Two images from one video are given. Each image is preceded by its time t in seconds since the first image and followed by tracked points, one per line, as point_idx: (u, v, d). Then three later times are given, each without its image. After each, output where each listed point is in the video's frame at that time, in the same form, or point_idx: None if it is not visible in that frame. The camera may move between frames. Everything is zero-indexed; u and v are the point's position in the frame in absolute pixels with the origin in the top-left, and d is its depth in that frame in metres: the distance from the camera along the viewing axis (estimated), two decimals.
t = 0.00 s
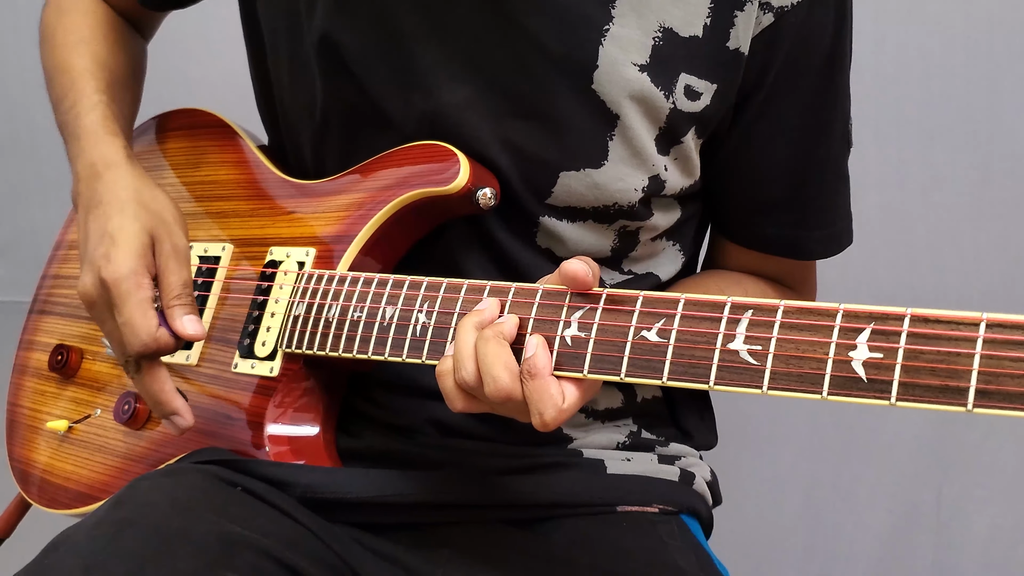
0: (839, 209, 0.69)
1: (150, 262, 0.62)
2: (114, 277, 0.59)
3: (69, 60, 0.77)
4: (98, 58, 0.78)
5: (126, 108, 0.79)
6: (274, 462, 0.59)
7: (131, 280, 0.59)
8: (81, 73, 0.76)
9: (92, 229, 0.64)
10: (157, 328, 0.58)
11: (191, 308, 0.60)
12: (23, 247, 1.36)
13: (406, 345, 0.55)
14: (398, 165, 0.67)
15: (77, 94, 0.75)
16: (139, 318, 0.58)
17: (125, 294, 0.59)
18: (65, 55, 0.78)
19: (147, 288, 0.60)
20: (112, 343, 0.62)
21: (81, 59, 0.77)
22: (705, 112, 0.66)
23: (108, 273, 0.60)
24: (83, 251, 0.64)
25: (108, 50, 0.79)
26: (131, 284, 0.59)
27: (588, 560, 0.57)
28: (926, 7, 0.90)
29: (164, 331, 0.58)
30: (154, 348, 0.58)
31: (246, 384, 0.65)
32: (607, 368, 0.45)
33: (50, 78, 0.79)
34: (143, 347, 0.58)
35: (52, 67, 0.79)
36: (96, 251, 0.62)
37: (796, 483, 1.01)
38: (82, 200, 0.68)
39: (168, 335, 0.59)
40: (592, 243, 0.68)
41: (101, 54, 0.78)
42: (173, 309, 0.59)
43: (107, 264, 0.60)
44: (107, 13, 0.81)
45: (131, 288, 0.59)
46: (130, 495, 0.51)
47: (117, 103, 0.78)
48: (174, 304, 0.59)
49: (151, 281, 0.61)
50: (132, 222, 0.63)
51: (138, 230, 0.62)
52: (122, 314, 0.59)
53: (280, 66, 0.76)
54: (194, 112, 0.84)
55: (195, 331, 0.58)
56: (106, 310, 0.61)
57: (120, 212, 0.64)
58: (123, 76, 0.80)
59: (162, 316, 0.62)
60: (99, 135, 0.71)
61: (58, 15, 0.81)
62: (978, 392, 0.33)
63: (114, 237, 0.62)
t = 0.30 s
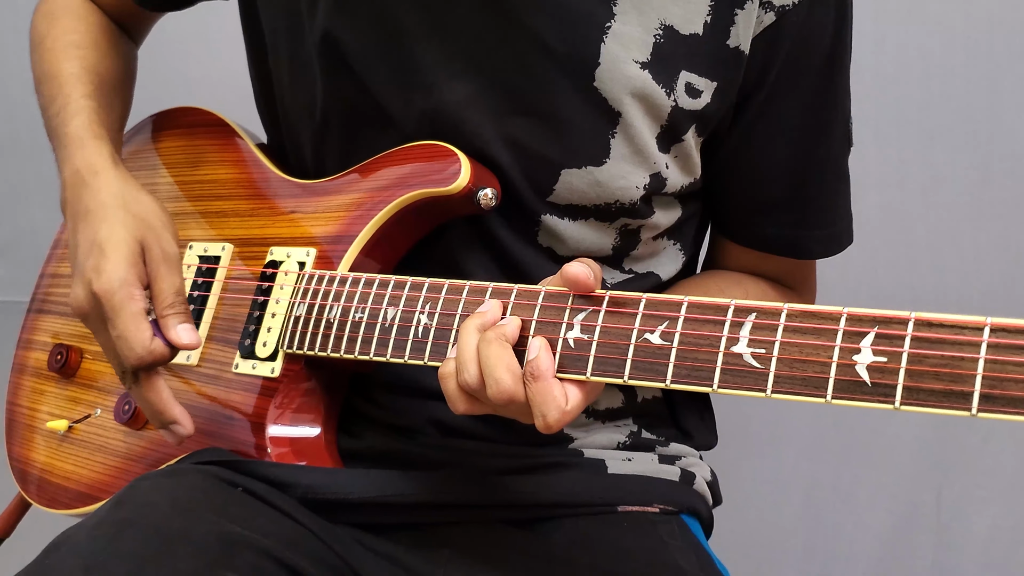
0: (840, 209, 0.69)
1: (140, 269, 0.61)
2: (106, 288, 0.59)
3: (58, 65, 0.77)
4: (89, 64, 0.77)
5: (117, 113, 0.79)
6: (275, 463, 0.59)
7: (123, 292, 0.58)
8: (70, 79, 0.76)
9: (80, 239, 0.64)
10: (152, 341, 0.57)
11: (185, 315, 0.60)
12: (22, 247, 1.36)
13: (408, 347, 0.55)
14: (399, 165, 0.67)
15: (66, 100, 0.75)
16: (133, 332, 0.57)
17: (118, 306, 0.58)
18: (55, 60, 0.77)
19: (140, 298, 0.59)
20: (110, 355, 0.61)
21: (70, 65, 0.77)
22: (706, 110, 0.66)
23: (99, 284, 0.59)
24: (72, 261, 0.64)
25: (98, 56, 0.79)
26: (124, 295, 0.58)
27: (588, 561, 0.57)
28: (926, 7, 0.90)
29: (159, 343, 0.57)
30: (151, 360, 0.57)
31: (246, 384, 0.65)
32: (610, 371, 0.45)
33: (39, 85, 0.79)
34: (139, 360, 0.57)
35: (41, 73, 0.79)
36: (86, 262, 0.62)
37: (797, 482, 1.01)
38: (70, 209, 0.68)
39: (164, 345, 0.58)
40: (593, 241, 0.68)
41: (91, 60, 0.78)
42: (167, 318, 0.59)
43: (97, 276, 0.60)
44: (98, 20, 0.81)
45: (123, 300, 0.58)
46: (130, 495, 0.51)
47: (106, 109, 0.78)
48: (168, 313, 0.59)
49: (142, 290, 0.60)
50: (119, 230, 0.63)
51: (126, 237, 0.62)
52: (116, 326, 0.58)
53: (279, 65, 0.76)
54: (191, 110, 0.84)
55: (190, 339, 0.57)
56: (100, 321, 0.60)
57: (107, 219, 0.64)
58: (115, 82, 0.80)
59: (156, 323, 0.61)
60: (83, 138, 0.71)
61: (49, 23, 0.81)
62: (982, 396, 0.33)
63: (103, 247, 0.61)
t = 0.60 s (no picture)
0: (841, 208, 0.69)
1: (114, 264, 0.61)
2: (80, 285, 0.59)
3: (45, 62, 0.77)
4: (79, 64, 0.77)
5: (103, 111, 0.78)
6: (275, 463, 0.59)
7: (97, 288, 0.58)
8: (55, 75, 0.75)
9: (55, 234, 0.64)
10: (129, 336, 0.57)
11: (162, 310, 0.60)
12: (21, 246, 1.35)
13: (409, 348, 0.55)
14: (399, 164, 0.67)
15: (47, 95, 0.74)
16: (108, 328, 0.57)
17: (92, 303, 0.58)
18: (42, 57, 0.77)
19: (114, 294, 0.59)
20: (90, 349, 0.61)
21: (57, 62, 0.76)
22: (706, 108, 0.66)
23: (72, 282, 0.59)
24: (47, 256, 0.64)
25: (87, 55, 0.78)
26: (96, 291, 0.58)
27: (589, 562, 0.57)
28: (926, 7, 0.89)
29: (135, 338, 0.57)
30: (127, 358, 0.57)
31: (246, 384, 0.65)
32: (612, 375, 0.45)
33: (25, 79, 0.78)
34: (116, 356, 0.57)
35: (28, 68, 0.78)
36: (59, 257, 0.62)
37: (797, 482, 1.02)
38: (45, 203, 0.68)
39: (140, 340, 0.58)
40: (594, 239, 0.68)
41: (82, 59, 0.78)
42: (144, 313, 0.59)
43: (71, 271, 0.60)
44: (90, 19, 0.81)
45: (97, 297, 0.58)
46: (130, 494, 0.51)
47: (89, 107, 0.77)
48: (145, 308, 0.59)
49: (116, 285, 0.60)
50: (93, 226, 0.62)
51: (99, 233, 0.62)
52: (90, 324, 0.58)
53: (279, 64, 0.76)
54: (188, 107, 0.83)
55: (167, 334, 0.57)
56: (77, 316, 0.60)
57: (80, 215, 0.63)
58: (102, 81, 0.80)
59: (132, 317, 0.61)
60: (60, 132, 0.71)
61: (40, 19, 0.81)
62: (985, 403, 0.33)
63: (77, 243, 0.61)
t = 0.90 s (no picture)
0: (841, 207, 0.69)
1: (123, 269, 0.61)
2: (89, 291, 0.58)
3: (48, 66, 0.77)
4: (78, 65, 0.77)
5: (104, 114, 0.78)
6: (276, 464, 0.59)
7: (106, 293, 0.58)
8: (58, 80, 0.75)
9: (61, 240, 0.64)
10: (140, 339, 0.57)
11: (171, 315, 0.60)
12: (21, 246, 1.35)
13: (410, 350, 0.55)
14: (399, 164, 0.66)
15: (51, 100, 0.74)
16: (117, 333, 0.57)
17: (101, 309, 0.58)
18: (45, 61, 0.77)
19: (123, 299, 0.59)
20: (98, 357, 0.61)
21: (59, 66, 0.76)
22: (706, 107, 0.66)
23: (81, 287, 0.59)
24: (53, 262, 0.64)
25: (89, 59, 0.78)
26: (106, 297, 0.58)
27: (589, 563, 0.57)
28: (926, 7, 0.89)
29: (145, 342, 0.57)
30: (138, 361, 0.58)
31: (246, 385, 0.65)
32: (614, 378, 0.45)
33: (28, 84, 0.78)
34: (126, 361, 0.57)
35: (31, 72, 0.78)
36: (66, 263, 0.61)
37: (797, 482, 1.02)
38: (51, 210, 0.67)
39: (150, 343, 0.58)
40: (594, 239, 0.68)
41: (81, 60, 0.78)
42: (153, 317, 0.59)
43: (78, 278, 0.59)
44: (92, 24, 0.81)
45: (106, 302, 0.58)
46: (130, 495, 0.51)
47: (92, 112, 0.77)
48: (155, 313, 0.60)
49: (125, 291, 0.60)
50: (100, 231, 0.62)
51: (106, 238, 0.62)
52: (100, 329, 0.58)
53: (278, 62, 0.75)
54: (187, 106, 0.83)
55: (177, 338, 0.58)
56: (86, 322, 0.60)
57: (87, 221, 0.63)
58: (104, 85, 0.79)
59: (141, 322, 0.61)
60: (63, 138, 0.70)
61: (43, 24, 0.81)
62: (988, 409, 0.33)
63: (84, 249, 0.61)
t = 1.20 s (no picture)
0: (841, 206, 0.69)
1: (128, 273, 0.61)
2: (95, 294, 0.58)
3: (50, 68, 0.76)
4: (79, 68, 0.77)
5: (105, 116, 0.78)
6: (277, 464, 0.59)
7: (111, 297, 0.58)
8: (61, 83, 0.75)
9: (67, 244, 0.64)
10: (144, 344, 0.57)
11: (176, 319, 0.59)
12: (22, 246, 1.35)
13: (413, 350, 0.55)
14: (401, 165, 0.67)
15: (54, 103, 0.74)
16: (123, 337, 0.57)
17: (106, 312, 0.58)
18: (47, 63, 0.77)
19: (129, 303, 0.59)
20: (105, 361, 0.61)
21: (61, 69, 0.76)
22: (705, 107, 0.66)
23: (86, 291, 0.59)
24: (59, 266, 0.64)
25: (91, 61, 0.78)
26: (111, 301, 0.58)
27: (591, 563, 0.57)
28: (927, 8, 0.89)
29: (150, 346, 0.57)
30: (142, 366, 0.57)
31: (247, 385, 0.65)
32: (617, 378, 0.45)
33: (29, 87, 0.78)
34: (132, 365, 0.57)
35: (32, 74, 0.78)
36: (73, 267, 0.61)
37: (798, 482, 1.02)
38: (56, 213, 0.67)
39: (156, 348, 0.57)
40: (594, 239, 0.68)
41: (83, 63, 0.77)
42: (159, 321, 0.58)
43: (84, 281, 0.59)
44: (93, 26, 0.81)
45: (111, 306, 0.58)
46: (131, 495, 0.51)
47: (95, 115, 0.77)
48: (160, 317, 0.58)
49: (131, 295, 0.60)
50: (106, 236, 0.62)
51: (113, 242, 0.62)
52: (106, 332, 0.58)
53: (278, 62, 0.75)
54: (188, 107, 0.83)
55: (182, 343, 0.57)
56: (92, 326, 0.60)
57: (93, 225, 0.63)
58: (105, 87, 0.79)
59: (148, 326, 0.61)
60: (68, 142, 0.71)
61: (43, 26, 0.81)
62: (991, 410, 0.34)
63: (89, 253, 0.61)
